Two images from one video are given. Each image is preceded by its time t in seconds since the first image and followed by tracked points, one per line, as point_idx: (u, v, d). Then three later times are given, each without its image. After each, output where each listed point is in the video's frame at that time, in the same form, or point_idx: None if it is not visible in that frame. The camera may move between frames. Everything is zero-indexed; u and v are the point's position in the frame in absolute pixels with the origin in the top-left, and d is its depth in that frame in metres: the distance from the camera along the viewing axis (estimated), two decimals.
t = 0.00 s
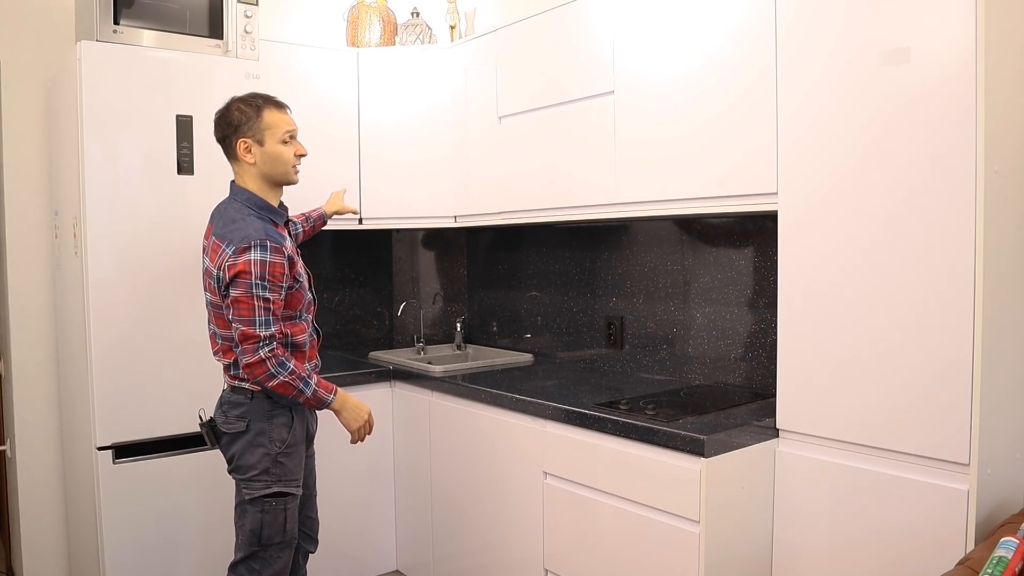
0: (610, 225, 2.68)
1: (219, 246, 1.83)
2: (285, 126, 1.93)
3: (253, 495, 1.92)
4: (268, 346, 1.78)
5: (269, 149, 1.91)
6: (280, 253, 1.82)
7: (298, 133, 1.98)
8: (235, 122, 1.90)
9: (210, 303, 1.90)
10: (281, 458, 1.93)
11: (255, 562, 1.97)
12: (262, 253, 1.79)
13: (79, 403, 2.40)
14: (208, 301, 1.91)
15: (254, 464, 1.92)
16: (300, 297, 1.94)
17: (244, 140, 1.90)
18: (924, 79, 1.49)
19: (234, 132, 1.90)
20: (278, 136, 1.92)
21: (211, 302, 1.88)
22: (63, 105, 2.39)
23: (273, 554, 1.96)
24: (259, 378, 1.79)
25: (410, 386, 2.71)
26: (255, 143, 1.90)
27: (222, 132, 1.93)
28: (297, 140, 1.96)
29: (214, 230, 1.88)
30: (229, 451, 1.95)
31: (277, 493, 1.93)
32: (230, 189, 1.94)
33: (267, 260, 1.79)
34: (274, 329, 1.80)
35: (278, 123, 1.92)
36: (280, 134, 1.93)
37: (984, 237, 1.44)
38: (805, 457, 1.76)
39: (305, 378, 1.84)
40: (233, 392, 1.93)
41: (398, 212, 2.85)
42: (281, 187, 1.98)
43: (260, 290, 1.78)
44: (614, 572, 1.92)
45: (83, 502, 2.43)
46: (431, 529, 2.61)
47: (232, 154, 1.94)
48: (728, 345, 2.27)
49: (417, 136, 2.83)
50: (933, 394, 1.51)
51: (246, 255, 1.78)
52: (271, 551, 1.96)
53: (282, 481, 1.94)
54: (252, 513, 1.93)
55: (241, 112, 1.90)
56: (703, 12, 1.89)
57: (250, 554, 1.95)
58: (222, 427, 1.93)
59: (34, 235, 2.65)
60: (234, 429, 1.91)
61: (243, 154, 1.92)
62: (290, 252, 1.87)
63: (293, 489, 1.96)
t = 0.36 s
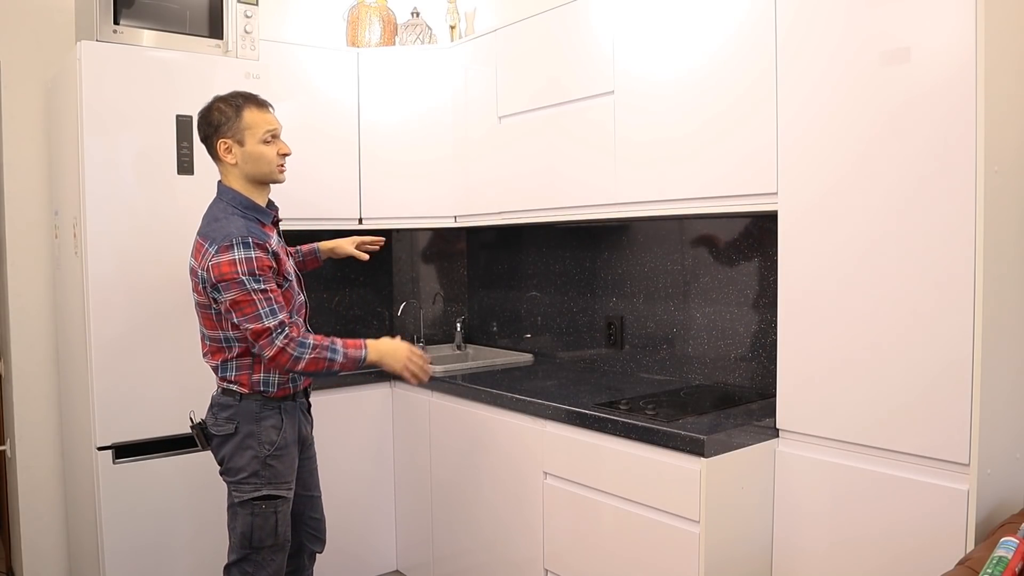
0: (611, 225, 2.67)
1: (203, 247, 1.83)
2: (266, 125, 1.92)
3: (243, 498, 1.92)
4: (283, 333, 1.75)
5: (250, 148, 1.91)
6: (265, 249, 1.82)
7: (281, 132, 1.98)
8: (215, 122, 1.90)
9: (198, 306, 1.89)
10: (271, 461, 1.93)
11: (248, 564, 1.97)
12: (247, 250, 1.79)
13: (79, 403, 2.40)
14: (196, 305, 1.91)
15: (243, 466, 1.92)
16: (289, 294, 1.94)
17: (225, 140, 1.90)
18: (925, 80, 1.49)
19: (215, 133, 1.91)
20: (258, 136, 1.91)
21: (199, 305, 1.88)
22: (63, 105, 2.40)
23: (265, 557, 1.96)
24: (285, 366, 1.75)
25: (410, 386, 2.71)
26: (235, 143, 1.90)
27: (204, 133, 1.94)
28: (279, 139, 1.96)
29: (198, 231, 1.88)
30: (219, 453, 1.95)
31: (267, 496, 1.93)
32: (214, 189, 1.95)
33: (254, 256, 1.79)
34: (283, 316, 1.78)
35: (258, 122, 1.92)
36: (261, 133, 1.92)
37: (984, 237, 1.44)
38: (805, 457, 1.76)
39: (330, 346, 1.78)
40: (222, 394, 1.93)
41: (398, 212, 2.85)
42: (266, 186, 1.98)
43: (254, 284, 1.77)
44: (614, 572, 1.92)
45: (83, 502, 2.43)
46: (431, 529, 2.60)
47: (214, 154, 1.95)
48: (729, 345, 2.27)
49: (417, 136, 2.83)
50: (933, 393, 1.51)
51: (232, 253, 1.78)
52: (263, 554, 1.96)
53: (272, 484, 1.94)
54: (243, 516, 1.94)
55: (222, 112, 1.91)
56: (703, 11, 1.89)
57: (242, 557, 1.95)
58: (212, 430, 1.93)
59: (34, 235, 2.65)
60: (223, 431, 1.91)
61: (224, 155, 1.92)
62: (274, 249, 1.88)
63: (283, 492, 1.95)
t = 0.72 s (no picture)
0: (610, 225, 2.68)
1: (198, 247, 1.83)
2: (255, 122, 1.92)
3: (242, 498, 1.92)
4: (307, 298, 1.77)
5: (239, 146, 1.91)
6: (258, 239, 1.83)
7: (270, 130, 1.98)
8: (205, 120, 1.90)
9: (193, 308, 1.89)
10: (270, 461, 1.93)
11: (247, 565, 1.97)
12: (242, 241, 1.79)
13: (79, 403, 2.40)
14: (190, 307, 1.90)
15: (243, 467, 1.92)
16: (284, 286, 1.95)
17: (214, 138, 1.90)
18: (924, 80, 1.49)
19: (205, 132, 1.91)
20: (247, 133, 1.91)
21: (195, 306, 1.87)
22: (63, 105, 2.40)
23: (265, 558, 1.96)
24: (325, 323, 1.77)
25: (410, 386, 2.71)
26: (224, 141, 1.90)
27: (194, 133, 1.94)
28: (268, 137, 1.95)
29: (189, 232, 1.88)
30: (218, 454, 1.95)
31: (266, 496, 1.93)
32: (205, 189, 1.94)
33: (251, 243, 1.80)
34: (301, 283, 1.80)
35: (247, 119, 1.92)
36: (250, 130, 1.92)
37: (984, 237, 1.44)
38: (805, 457, 1.76)
39: (352, 287, 1.82)
40: (220, 395, 1.94)
41: (398, 212, 2.85)
42: (257, 185, 1.97)
43: (262, 264, 1.78)
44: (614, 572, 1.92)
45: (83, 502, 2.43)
46: (431, 529, 2.61)
47: (205, 154, 1.94)
48: (729, 345, 2.27)
49: (417, 136, 2.83)
50: (933, 394, 1.51)
51: (228, 246, 1.78)
52: (263, 555, 1.96)
53: (271, 484, 1.94)
54: (242, 517, 1.94)
55: (211, 110, 1.91)
56: (703, 11, 1.89)
57: (242, 558, 1.95)
58: (210, 431, 1.93)
59: (34, 235, 2.65)
60: (221, 433, 1.91)
61: (214, 153, 1.92)
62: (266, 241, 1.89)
63: (283, 493, 1.95)
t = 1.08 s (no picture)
0: (610, 225, 2.68)
1: (223, 233, 1.85)
2: (283, 126, 1.93)
3: (253, 496, 1.92)
4: (316, 261, 1.71)
5: (265, 147, 1.91)
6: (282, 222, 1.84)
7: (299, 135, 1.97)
8: (235, 121, 1.92)
9: (215, 298, 1.90)
10: (282, 460, 1.93)
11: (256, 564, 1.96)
12: (264, 221, 1.80)
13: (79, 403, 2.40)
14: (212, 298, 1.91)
15: (255, 464, 1.92)
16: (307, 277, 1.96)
17: (242, 138, 1.92)
18: (925, 80, 1.49)
19: (234, 131, 1.93)
20: (274, 135, 1.91)
21: (217, 295, 1.88)
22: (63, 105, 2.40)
23: (274, 557, 1.95)
24: (336, 283, 1.69)
25: (410, 386, 2.71)
26: (252, 142, 1.91)
27: (225, 132, 1.96)
28: (296, 142, 1.95)
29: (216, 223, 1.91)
30: (231, 451, 1.95)
31: (277, 495, 1.92)
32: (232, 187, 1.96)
33: (272, 223, 1.80)
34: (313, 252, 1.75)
35: (275, 123, 1.92)
36: (277, 133, 1.92)
37: (984, 237, 1.44)
38: (805, 457, 1.76)
39: (355, 237, 1.73)
40: (235, 392, 1.94)
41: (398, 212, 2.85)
42: (281, 187, 1.98)
43: (278, 239, 1.77)
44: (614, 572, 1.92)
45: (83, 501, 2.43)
46: (431, 528, 2.61)
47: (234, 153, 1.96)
48: (728, 345, 2.27)
49: (417, 136, 2.83)
50: (933, 394, 1.51)
51: (250, 226, 1.79)
52: (272, 554, 1.95)
53: (282, 483, 1.93)
54: (252, 514, 1.93)
55: (242, 111, 1.92)
56: (703, 11, 1.89)
57: (251, 556, 1.95)
58: (225, 428, 1.94)
59: (34, 235, 2.65)
60: (234, 429, 1.91)
61: (242, 153, 1.93)
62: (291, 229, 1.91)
63: (293, 491, 1.94)
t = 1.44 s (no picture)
0: (610, 225, 2.68)
1: (244, 227, 1.90)
2: (315, 130, 1.92)
3: (280, 492, 1.91)
4: (306, 256, 1.73)
5: (299, 151, 1.91)
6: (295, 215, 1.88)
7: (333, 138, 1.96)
8: (272, 125, 1.93)
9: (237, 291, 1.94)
10: (300, 451, 1.90)
11: (304, 563, 1.97)
12: (278, 213, 1.84)
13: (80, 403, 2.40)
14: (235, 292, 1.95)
15: (275, 460, 1.91)
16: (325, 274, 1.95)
17: (277, 143, 1.93)
18: (925, 80, 1.49)
19: (270, 136, 1.94)
20: (306, 140, 1.91)
21: (237, 288, 1.92)
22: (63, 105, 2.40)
23: (317, 553, 1.94)
24: (320, 278, 1.71)
25: (410, 386, 2.71)
26: (285, 145, 1.92)
27: (263, 135, 1.98)
28: (328, 145, 1.94)
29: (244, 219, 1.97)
30: (255, 449, 1.96)
31: (301, 488, 1.90)
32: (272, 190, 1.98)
33: (284, 216, 1.84)
34: (310, 245, 1.78)
35: (307, 126, 1.92)
36: (309, 137, 1.92)
37: (984, 237, 1.44)
38: (805, 457, 1.76)
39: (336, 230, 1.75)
40: (255, 388, 1.95)
41: (398, 212, 2.85)
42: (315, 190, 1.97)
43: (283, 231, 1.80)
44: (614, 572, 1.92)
45: (83, 501, 2.43)
46: (431, 528, 2.61)
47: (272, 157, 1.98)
48: (728, 345, 2.27)
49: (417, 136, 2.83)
50: (933, 393, 1.51)
51: (265, 217, 1.84)
52: (314, 550, 1.94)
53: (305, 475, 1.91)
54: (284, 510, 1.93)
55: (280, 117, 1.94)
56: (703, 11, 1.89)
57: (297, 554, 1.95)
58: (245, 426, 1.94)
59: (34, 235, 2.66)
60: (253, 425, 1.91)
61: (277, 156, 1.94)
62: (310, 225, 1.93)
63: (317, 483, 1.91)
